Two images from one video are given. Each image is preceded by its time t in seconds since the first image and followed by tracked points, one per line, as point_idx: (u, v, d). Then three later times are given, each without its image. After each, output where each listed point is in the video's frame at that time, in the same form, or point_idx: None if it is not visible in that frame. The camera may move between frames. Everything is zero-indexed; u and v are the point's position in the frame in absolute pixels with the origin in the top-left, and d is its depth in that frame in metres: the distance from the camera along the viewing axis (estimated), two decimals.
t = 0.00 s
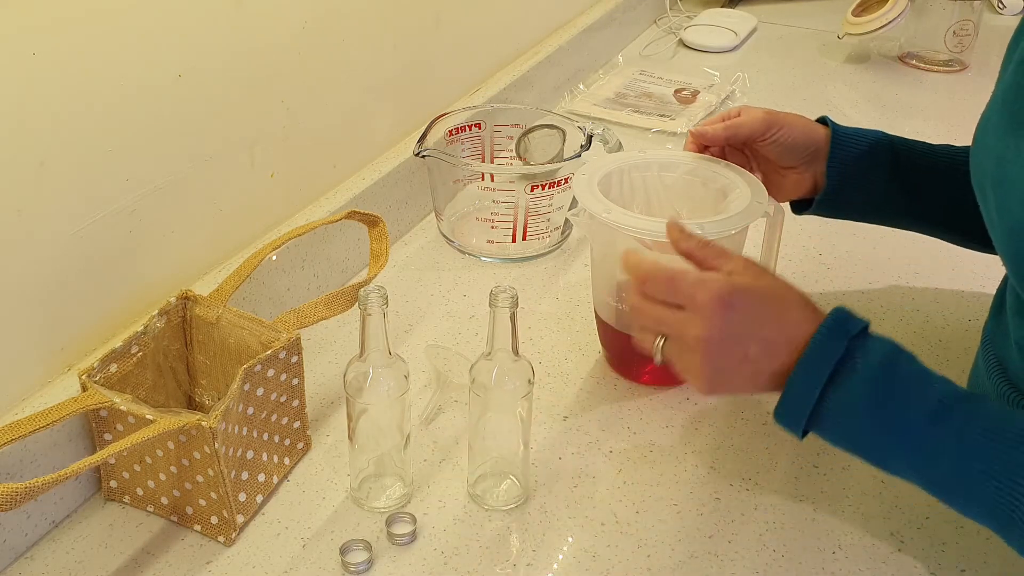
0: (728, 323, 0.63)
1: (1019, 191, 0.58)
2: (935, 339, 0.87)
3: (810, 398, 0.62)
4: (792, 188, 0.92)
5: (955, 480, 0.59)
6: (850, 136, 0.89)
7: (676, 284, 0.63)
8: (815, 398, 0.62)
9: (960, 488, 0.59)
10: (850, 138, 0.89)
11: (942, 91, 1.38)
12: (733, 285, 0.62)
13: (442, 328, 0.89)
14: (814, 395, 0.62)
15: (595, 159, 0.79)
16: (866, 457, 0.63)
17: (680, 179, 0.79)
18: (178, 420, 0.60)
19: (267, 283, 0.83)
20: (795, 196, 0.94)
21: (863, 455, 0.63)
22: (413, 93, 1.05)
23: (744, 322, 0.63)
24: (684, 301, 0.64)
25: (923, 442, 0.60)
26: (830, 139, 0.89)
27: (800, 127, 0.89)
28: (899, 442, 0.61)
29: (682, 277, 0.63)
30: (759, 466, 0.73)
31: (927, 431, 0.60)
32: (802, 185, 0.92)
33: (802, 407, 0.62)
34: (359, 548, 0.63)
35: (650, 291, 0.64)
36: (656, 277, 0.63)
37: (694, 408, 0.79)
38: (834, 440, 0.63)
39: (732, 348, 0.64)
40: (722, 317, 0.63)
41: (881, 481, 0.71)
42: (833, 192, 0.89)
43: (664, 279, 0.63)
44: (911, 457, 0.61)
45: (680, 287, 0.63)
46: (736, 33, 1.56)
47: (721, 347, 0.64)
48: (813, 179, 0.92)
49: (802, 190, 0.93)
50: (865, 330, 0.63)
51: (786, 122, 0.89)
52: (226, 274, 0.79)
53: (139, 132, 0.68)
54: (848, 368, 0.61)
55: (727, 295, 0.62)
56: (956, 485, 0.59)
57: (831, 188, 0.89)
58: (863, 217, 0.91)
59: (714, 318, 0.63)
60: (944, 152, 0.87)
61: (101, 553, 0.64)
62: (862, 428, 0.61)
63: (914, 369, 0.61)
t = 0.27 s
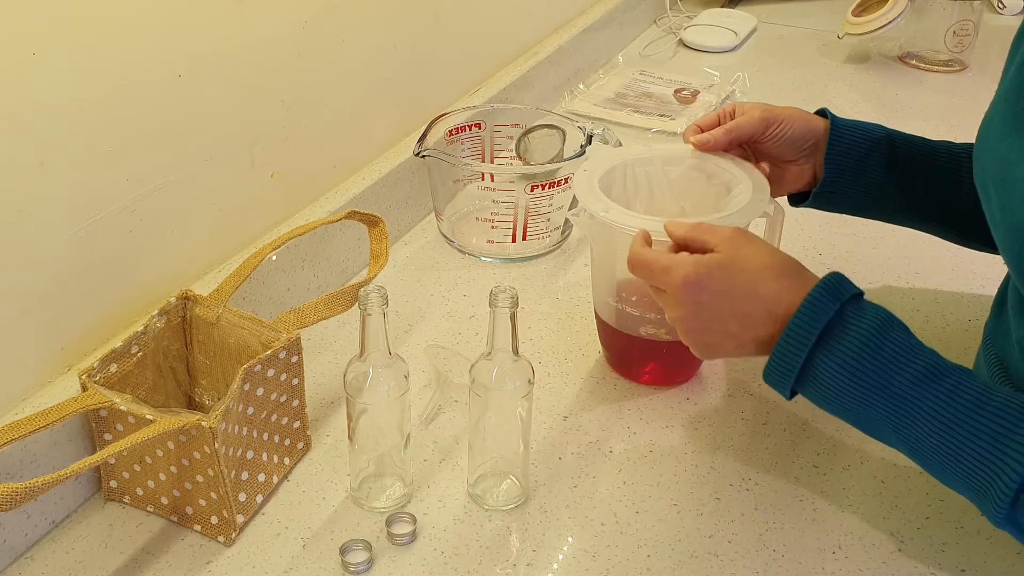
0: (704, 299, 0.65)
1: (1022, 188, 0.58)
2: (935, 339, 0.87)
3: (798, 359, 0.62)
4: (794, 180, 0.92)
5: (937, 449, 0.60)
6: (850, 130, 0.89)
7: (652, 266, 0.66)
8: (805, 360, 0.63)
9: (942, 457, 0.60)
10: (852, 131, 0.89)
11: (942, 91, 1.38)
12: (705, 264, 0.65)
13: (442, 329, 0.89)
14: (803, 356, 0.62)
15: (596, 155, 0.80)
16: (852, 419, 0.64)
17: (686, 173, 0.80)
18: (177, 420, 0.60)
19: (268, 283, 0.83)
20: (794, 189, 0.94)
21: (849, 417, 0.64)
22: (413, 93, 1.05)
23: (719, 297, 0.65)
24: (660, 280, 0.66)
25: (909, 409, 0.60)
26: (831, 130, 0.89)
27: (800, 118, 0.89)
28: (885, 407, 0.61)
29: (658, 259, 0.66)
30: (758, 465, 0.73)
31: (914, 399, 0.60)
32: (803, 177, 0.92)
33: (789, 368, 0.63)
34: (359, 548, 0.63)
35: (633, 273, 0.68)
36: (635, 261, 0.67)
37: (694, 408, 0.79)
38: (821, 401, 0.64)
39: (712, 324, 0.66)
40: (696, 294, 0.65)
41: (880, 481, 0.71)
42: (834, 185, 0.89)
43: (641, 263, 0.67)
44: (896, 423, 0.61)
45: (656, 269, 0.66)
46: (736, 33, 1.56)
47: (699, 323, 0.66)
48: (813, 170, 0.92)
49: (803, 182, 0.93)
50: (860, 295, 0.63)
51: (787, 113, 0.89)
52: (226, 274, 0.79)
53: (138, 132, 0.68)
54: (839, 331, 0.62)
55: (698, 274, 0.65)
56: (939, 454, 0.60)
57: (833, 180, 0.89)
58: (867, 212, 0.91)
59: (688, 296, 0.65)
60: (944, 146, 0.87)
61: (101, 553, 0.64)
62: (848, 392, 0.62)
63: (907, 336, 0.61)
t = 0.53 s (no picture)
0: (694, 282, 0.65)
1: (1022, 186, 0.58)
2: (935, 339, 0.87)
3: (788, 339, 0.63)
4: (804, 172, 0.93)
5: (923, 434, 0.60)
6: (861, 123, 0.88)
7: (643, 249, 0.67)
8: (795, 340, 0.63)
9: (927, 443, 0.60)
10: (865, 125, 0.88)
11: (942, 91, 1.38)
12: (696, 246, 0.65)
13: (442, 329, 0.89)
14: (792, 337, 0.63)
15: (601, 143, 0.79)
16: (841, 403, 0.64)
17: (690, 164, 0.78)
18: (177, 420, 0.60)
19: (268, 283, 0.83)
20: (804, 180, 0.94)
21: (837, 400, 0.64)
22: (413, 93, 1.05)
23: (709, 280, 0.65)
24: (651, 262, 0.67)
25: (896, 394, 0.61)
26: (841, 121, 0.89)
27: (811, 108, 0.89)
28: (873, 392, 0.61)
29: (650, 242, 0.67)
30: (758, 466, 0.73)
31: (902, 383, 0.60)
32: (813, 168, 0.92)
33: (778, 348, 0.63)
34: (359, 548, 0.63)
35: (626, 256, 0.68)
36: (626, 244, 0.68)
37: (694, 408, 0.79)
38: (809, 383, 0.64)
39: (705, 307, 0.67)
40: (686, 276, 0.65)
41: (881, 481, 0.71)
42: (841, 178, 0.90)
43: (632, 246, 0.67)
44: (883, 407, 0.61)
45: (647, 252, 0.67)
46: (736, 33, 1.56)
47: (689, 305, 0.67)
48: (823, 162, 0.92)
49: (813, 174, 0.93)
50: (852, 279, 0.63)
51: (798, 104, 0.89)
52: (226, 274, 0.79)
53: (138, 132, 0.68)
54: (829, 314, 0.62)
55: (688, 256, 0.65)
56: (924, 440, 0.60)
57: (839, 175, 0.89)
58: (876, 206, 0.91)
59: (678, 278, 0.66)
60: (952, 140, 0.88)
61: (101, 553, 0.64)
62: (836, 374, 0.62)
63: (898, 321, 0.61)
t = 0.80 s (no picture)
0: (700, 288, 0.66)
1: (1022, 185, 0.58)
2: (935, 339, 0.87)
3: (795, 358, 0.63)
4: (807, 173, 0.92)
5: (932, 450, 0.60)
6: (869, 122, 0.89)
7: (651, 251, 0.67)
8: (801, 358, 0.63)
9: (936, 459, 0.60)
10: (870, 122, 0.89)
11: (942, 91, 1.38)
12: (704, 253, 0.65)
13: (442, 329, 0.89)
14: (799, 355, 0.62)
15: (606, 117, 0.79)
16: (848, 419, 0.64)
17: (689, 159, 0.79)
18: (177, 420, 0.60)
19: (268, 283, 0.83)
20: (809, 182, 0.94)
21: (844, 417, 0.64)
22: (413, 93, 1.05)
23: (715, 287, 0.66)
24: (658, 266, 0.67)
25: (904, 410, 0.60)
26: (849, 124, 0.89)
27: (822, 112, 0.89)
28: (881, 408, 0.61)
29: (659, 245, 0.67)
30: (758, 466, 0.73)
31: (910, 399, 0.60)
32: (817, 171, 0.92)
33: (785, 366, 0.63)
34: (359, 548, 0.63)
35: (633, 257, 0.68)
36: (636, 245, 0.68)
37: (694, 408, 0.79)
38: (817, 401, 0.64)
39: (708, 314, 0.67)
40: (693, 281, 0.65)
41: (881, 481, 0.71)
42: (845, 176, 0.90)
43: (641, 248, 0.67)
44: (891, 424, 0.61)
45: (655, 254, 0.67)
46: (736, 33, 1.56)
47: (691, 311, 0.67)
48: (828, 165, 0.92)
49: (816, 176, 0.93)
50: (857, 295, 0.63)
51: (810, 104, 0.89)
52: (226, 274, 0.80)
53: (138, 132, 0.68)
54: (835, 329, 0.62)
55: (698, 262, 0.65)
56: (934, 456, 0.60)
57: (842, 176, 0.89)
58: (878, 206, 0.91)
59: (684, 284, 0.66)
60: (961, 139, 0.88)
61: (101, 553, 0.64)
62: (843, 392, 0.62)
63: (904, 336, 0.61)
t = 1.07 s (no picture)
0: (703, 296, 0.66)
1: (1019, 182, 0.58)
2: (935, 339, 0.87)
3: (799, 363, 0.63)
4: (809, 173, 0.92)
5: (937, 456, 0.60)
6: (873, 122, 0.89)
7: (655, 258, 0.68)
8: (805, 364, 0.63)
9: (942, 465, 0.60)
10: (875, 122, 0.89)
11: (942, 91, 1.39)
12: (708, 261, 0.66)
13: (442, 329, 0.89)
14: (803, 361, 0.63)
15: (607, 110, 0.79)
16: (854, 426, 0.64)
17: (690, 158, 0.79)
18: (178, 420, 0.60)
19: (268, 283, 0.83)
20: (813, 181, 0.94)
21: (850, 424, 0.64)
22: (413, 93, 1.05)
23: (719, 295, 0.66)
24: (662, 272, 0.68)
25: (909, 416, 0.61)
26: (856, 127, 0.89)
27: (830, 114, 0.88)
28: (886, 413, 0.62)
29: (663, 252, 0.68)
30: (758, 466, 0.73)
31: (914, 405, 0.60)
32: (820, 171, 0.92)
33: (789, 372, 0.64)
34: (359, 548, 0.63)
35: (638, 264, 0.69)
36: (640, 251, 0.69)
37: (694, 409, 0.79)
38: (821, 407, 0.65)
39: (712, 322, 0.67)
40: (696, 289, 0.66)
41: (881, 481, 0.71)
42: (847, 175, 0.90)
43: (646, 254, 0.68)
44: (896, 430, 0.61)
45: (659, 261, 0.68)
46: (736, 33, 1.56)
47: (694, 319, 0.67)
48: (831, 167, 0.92)
49: (818, 177, 0.93)
50: (861, 302, 0.64)
51: (819, 104, 0.89)
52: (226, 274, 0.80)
53: (138, 132, 0.68)
54: (839, 335, 0.62)
55: (701, 269, 0.66)
56: (939, 461, 0.60)
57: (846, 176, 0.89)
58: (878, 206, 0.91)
59: (687, 291, 0.66)
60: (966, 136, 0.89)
61: (101, 553, 0.64)
62: (847, 397, 0.62)
63: (908, 342, 0.62)
